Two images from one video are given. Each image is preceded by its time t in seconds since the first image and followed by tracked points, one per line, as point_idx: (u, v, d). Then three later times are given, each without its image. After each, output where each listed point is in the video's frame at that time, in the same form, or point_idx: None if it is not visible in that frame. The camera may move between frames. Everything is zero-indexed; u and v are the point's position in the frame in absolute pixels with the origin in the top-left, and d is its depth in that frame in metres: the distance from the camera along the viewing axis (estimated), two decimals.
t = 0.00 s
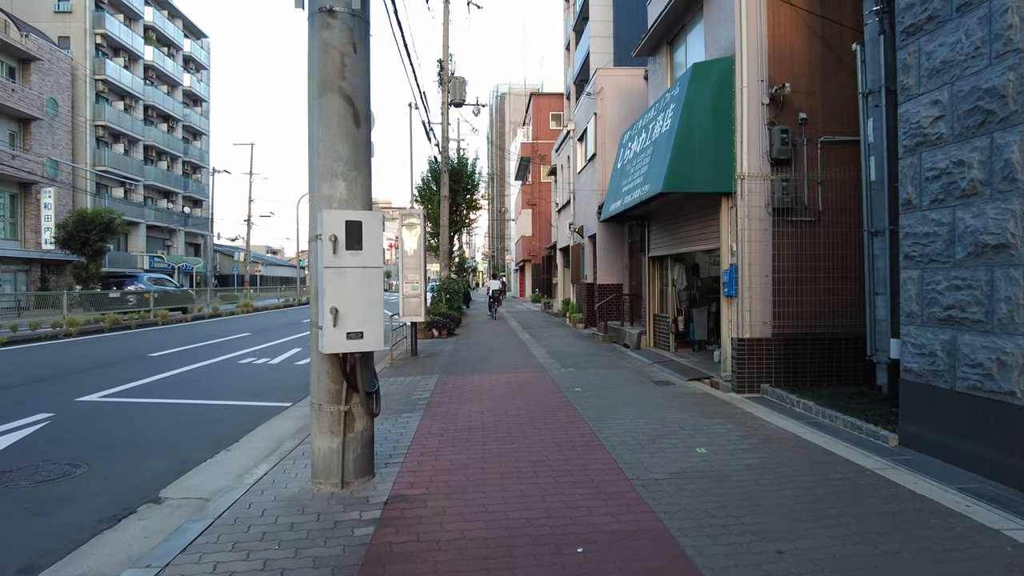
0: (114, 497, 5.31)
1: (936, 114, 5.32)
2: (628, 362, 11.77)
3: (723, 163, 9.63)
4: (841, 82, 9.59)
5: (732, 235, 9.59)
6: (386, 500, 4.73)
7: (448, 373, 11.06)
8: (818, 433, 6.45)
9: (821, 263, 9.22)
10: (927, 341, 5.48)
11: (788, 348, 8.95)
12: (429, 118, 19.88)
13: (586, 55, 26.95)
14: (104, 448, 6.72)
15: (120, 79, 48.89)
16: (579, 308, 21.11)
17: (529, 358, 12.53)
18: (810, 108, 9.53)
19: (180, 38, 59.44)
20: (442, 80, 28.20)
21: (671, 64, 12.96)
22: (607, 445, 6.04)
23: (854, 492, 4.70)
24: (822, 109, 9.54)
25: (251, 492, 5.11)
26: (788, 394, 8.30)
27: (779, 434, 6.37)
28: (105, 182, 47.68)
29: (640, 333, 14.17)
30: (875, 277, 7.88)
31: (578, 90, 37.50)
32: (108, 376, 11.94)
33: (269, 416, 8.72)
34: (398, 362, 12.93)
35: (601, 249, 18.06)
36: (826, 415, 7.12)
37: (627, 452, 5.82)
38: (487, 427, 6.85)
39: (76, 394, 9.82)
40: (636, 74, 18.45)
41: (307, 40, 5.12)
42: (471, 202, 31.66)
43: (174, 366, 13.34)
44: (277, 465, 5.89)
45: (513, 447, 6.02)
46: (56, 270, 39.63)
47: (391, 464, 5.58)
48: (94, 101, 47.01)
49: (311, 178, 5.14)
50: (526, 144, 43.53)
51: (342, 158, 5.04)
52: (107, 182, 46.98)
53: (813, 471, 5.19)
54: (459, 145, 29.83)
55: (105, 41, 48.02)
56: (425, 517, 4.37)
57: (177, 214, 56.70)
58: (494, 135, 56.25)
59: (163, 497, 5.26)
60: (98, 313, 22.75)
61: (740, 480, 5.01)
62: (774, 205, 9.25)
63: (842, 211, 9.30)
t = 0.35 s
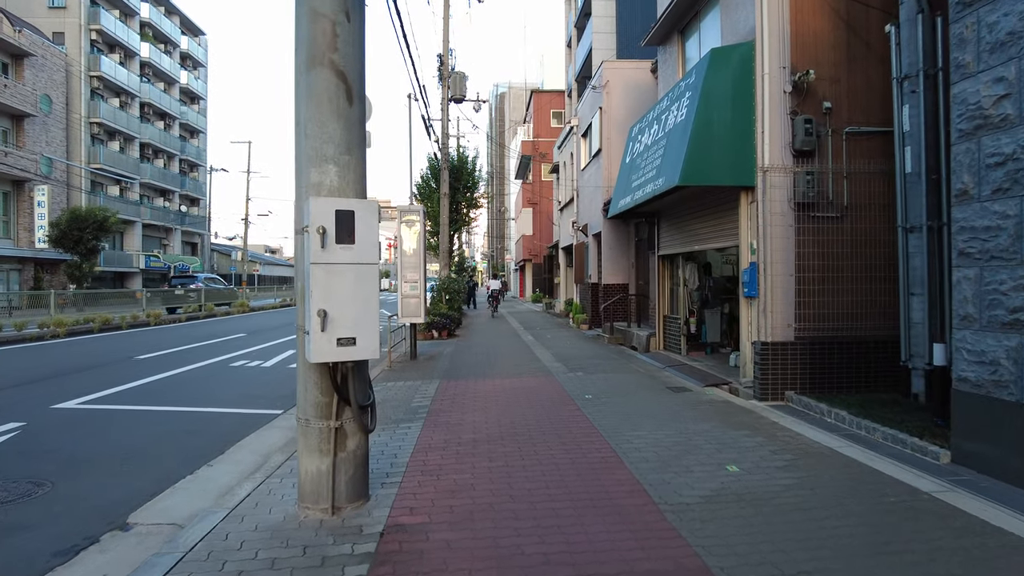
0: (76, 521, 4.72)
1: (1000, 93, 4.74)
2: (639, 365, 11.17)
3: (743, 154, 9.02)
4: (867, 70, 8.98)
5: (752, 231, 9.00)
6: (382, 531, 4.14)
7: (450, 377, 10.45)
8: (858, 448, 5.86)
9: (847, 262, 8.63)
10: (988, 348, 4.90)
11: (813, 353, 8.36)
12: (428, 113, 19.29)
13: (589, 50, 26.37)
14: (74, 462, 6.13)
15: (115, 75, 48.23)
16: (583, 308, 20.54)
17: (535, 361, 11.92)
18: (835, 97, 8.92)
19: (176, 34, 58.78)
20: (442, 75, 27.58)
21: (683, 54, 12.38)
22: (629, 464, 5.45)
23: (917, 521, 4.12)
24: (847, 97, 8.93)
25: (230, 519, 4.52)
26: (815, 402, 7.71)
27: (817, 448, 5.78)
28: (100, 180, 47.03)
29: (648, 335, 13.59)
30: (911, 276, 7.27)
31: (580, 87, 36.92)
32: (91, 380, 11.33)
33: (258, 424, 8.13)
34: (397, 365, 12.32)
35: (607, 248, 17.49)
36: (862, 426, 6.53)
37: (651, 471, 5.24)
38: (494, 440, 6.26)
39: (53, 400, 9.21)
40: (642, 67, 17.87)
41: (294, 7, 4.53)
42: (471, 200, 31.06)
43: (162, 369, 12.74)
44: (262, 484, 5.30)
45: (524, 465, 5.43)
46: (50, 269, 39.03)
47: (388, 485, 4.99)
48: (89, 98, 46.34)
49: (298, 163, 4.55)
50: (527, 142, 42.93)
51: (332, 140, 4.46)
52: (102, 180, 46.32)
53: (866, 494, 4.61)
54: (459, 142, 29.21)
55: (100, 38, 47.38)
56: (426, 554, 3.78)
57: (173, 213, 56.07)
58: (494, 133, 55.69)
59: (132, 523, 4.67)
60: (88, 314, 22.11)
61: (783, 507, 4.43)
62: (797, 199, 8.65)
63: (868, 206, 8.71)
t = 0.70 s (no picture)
0: (25, 554, 4.14)
1: None
2: (649, 370, 10.61)
3: (764, 146, 8.44)
4: (895, 61, 8.33)
5: (773, 228, 8.42)
6: (372, 571, 3.56)
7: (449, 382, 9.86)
8: (903, 466, 5.29)
9: (877, 262, 8.03)
10: None
11: (841, 359, 7.77)
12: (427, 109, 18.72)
13: (591, 45, 25.85)
14: (35, 480, 5.55)
15: (111, 72, 47.57)
16: (586, 309, 19.97)
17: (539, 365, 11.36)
18: (861, 87, 8.27)
19: (173, 31, 58.13)
20: (442, 71, 26.98)
21: (694, 44, 11.82)
22: (651, 486, 4.87)
23: (992, 560, 3.57)
24: (874, 87, 8.29)
25: (199, 553, 3.94)
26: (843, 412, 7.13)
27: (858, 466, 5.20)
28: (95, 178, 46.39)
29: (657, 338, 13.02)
30: (952, 278, 6.61)
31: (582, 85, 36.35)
32: (70, 384, 10.74)
33: (243, 434, 7.56)
34: (394, 369, 11.73)
35: (612, 247, 16.92)
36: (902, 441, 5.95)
37: (677, 495, 4.67)
38: (499, 456, 5.69)
39: (25, 407, 8.62)
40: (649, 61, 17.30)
41: None
42: (471, 198, 30.47)
43: (146, 373, 12.14)
44: (240, 509, 4.72)
45: (533, 487, 4.85)
46: (43, 268, 38.40)
47: (380, 512, 4.40)
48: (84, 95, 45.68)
49: (277, 146, 3.98)
50: (528, 141, 42.34)
51: (316, 119, 3.88)
52: (97, 178, 45.68)
53: (926, 526, 4.05)
54: (459, 139, 28.61)
55: (95, 33, 46.71)
56: None
57: (169, 211, 55.43)
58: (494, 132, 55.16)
59: (87, 556, 4.09)
60: (76, 314, 21.48)
61: (833, 541, 3.88)
62: (822, 194, 8.06)
63: (897, 202, 8.11)
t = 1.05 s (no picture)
0: None
1: None
2: (659, 377, 10.00)
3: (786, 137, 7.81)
4: (928, 44, 7.70)
5: (795, 226, 7.82)
6: None
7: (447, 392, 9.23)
8: (955, 492, 4.68)
9: (909, 262, 7.42)
10: None
11: (872, 369, 7.17)
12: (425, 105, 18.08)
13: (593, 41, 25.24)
14: None
15: (105, 70, 46.90)
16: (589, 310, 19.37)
17: (543, 372, 10.74)
18: (891, 75, 7.66)
19: (169, 29, 57.44)
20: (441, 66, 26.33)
21: (706, 32, 11.23)
22: (675, 521, 4.28)
23: None
24: (904, 75, 7.67)
25: None
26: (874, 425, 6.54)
27: (907, 493, 4.61)
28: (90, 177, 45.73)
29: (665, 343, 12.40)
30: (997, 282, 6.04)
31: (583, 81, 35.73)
32: (45, 393, 10.13)
33: (223, 450, 6.94)
34: (389, 377, 11.10)
35: (616, 247, 16.33)
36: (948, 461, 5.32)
37: (705, 533, 4.08)
38: (501, 483, 5.08)
39: None
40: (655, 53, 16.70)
41: None
42: (470, 197, 29.87)
43: (128, 380, 11.53)
44: (204, 550, 4.12)
45: (542, 523, 4.26)
46: (36, 268, 37.78)
47: (366, 555, 3.80)
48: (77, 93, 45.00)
49: (241, 129, 3.37)
50: (528, 139, 41.71)
51: (287, 96, 3.27)
52: (91, 178, 45.06)
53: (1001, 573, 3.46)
54: (458, 136, 27.97)
55: (89, 30, 46.02)
56: None
57: (165, 211, 54.81)
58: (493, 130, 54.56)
59: None
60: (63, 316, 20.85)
61: None
62: (849, 189, 7.45)
63: (928, 198, 7.49)
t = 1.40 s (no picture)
0: None
1: None
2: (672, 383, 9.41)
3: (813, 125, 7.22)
4: (967, 24, 7.05)
5: (822, 220, 7.25)
6: None
7: (447, 399, 8.63)
8: None
9: (946, 260, 6.83)
10: None
11: (910, 376, 6.56)
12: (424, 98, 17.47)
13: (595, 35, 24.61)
14: None
15: (100, 67, 46.20)
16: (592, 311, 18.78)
17: (548, 377, 10.14)
18: (926, 57, 7.01)
19: (165, 26, 56.73)
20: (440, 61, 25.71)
21: (719, 18, 10.65)
22: (711, 556, 3.70)
23: None
24: (940, 57, 7.02)
25: None
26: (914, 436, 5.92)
27: (973, 521, 4.04)
28: (84, 176, 45.04)
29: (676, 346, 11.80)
30: None
31: (584, 78, 35.12)
32: (18, 399, 9.51)
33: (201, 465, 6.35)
34: (385, 382, 10.48)
35: (621, 245, 15.76)
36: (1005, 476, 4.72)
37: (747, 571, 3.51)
38: (508, 508, 4.50)
39: None
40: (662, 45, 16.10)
41: None
42: (470, 195, 29.26)
43: (109, 384, 10.91)
44: None
45: (557, 559, 3.68)
46: (27, 269, 37.07)
47: None
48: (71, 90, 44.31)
49: (198, 93, 2.79)
50: (528, 137, 41.09)
51: (253, 51, 2.68)
52: (85, 176, 44.39)
53: None
54: (458, 133, 27.34)
55: (83, 27, 45.33)
56: None
57: (161, 210, 54.18)
58: (492, 129, 53.94)
59: None
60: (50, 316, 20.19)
61: None
62: (881, 181, 6.86)
63: (967, 190, 6.88)
